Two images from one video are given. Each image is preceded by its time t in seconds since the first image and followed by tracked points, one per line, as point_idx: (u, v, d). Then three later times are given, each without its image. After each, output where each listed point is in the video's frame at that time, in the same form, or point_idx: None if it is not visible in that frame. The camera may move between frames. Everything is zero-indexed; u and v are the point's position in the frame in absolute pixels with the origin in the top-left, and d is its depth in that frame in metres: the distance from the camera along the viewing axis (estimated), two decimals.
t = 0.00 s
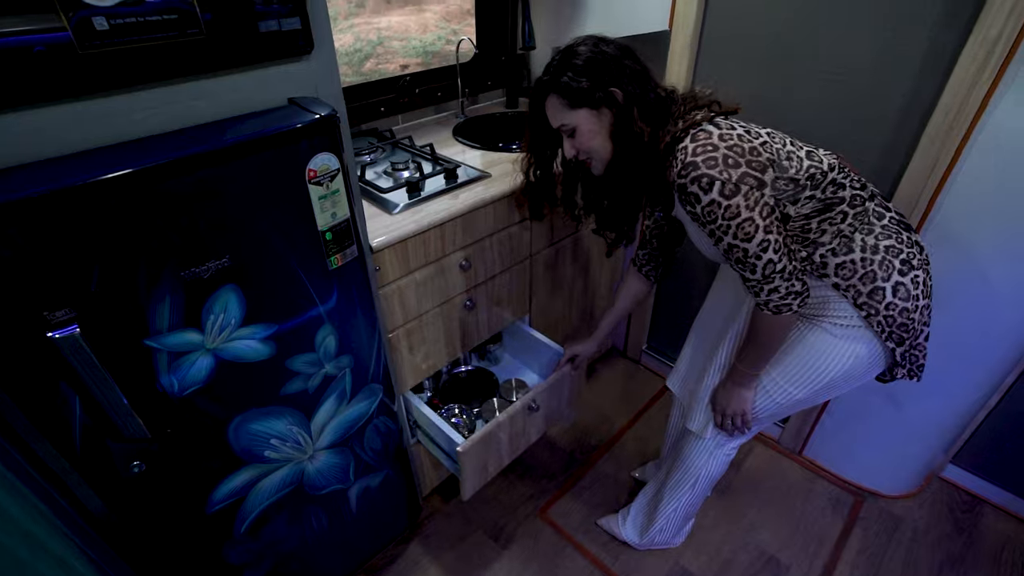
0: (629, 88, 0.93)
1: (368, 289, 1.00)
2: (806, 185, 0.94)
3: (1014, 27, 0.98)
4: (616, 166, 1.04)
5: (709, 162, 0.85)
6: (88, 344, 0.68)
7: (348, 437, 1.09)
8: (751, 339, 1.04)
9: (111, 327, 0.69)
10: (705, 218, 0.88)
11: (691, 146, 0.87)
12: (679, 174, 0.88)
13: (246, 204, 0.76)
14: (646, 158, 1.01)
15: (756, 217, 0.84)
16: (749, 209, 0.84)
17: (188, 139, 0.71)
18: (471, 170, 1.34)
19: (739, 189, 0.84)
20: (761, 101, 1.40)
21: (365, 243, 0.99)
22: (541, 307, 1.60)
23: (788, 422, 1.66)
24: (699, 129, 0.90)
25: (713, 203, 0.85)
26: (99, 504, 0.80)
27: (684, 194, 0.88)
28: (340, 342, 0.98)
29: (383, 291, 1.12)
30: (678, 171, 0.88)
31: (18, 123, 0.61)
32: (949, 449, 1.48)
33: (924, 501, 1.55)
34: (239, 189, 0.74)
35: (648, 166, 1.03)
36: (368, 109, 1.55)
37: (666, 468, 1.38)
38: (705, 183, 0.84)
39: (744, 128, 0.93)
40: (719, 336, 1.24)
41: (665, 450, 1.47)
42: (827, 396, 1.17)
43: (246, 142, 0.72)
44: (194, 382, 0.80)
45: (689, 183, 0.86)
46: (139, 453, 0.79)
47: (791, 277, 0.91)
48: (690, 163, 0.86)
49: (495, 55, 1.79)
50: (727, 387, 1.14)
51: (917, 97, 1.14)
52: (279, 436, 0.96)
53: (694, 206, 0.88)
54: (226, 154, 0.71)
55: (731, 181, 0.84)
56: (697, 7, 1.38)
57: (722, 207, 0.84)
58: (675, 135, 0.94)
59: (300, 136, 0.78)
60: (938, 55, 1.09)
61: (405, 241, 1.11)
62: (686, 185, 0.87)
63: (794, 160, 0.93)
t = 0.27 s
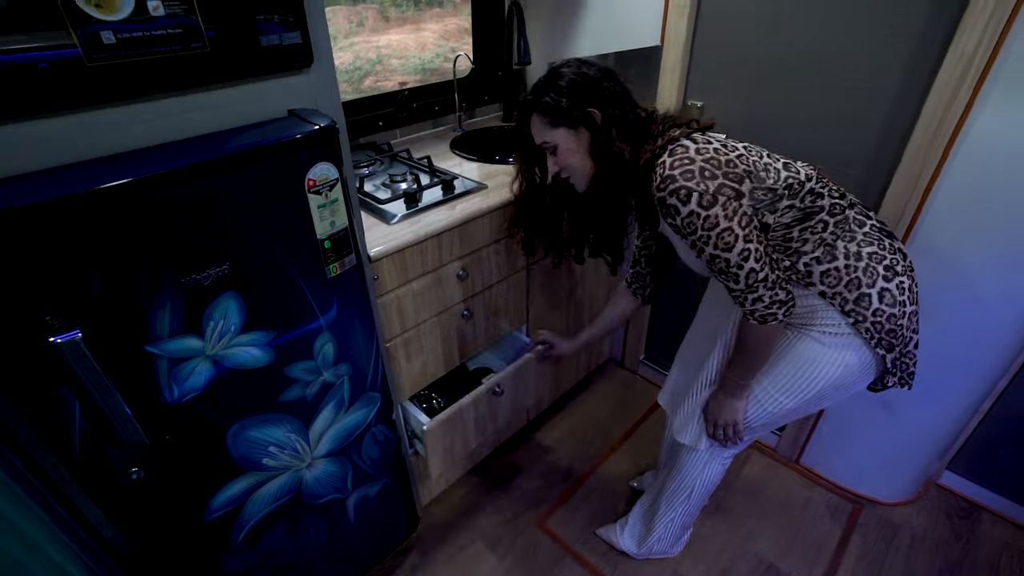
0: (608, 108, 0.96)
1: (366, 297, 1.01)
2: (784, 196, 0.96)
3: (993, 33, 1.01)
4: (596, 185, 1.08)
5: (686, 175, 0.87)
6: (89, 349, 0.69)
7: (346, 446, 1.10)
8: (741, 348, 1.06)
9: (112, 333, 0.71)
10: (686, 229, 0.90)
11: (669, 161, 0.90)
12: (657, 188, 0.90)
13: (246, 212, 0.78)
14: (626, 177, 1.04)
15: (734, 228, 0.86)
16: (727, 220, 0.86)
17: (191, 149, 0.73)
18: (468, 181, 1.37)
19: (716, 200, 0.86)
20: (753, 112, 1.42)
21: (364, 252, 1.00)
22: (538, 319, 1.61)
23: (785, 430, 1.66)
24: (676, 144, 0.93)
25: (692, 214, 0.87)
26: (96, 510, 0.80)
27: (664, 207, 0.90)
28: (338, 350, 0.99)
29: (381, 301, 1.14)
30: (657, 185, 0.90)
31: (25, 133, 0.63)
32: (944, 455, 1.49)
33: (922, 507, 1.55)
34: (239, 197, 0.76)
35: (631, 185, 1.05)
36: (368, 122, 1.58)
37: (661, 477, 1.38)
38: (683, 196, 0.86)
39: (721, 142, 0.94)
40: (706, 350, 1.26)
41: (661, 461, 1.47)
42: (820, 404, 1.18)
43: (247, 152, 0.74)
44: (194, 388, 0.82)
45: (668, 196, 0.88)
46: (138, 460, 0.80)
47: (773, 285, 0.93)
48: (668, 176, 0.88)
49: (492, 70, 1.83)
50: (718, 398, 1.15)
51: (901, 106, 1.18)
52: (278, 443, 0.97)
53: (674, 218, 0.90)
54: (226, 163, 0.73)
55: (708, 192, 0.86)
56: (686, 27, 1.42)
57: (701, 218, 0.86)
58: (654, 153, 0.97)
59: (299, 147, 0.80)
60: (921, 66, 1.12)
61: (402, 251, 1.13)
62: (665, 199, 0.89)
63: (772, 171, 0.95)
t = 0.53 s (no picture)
0: (580, 141, 1.01)
1: (366, 307, 1.04)
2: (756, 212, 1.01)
3: (964, 53, 1.06)
4: (575, 215, 1.12)
5: (659, 195, 0.91)
6: (98, 356, 0.71)
7: (345, 455, 1.11)
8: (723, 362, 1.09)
9: (121, 341, 0.73)
10: (663, 247, 0.93)
11: (643, 184, 0.94)
12: (634, 209, 0.94)
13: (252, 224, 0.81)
14: (605, 207, 1.08)
15: (710, 243, 0.90)
16: (702, 235, 0.90)
17: (200, 163, 0.76)
18: (465, 196, 1.40)
19: (690, 217, 0.90)
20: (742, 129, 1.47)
21: (364, 264, 1.03)
22: (535, 333, 1.64)
23: (780, 440, 1.68)
24: (649, 168, 0.98)
25: (669, 232, 0.90)
26: (101, 516, 0.82)
27: (641, 227, 0.94)
28: (338, 359, 1.01)
29: (380, 312, 1.17)
30: (634, 206, 0.94)
31: (42, 148, 0.66)
32: (936, 463, 1.51)
33: (916, 516, 1.56)
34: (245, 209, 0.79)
35: (609, 213, 1.09)
36: (367, 139, 1.62)
37: (653, 488, 1.40)
38: (658, 215, 0.90)
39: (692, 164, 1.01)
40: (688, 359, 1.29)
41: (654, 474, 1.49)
42: (808, 414, 1.20)
43: (254, 166, 0.78)
44: (198, 396, 0.84)
45: (644, 216, 0.92)
46: (143, 466, 0.81)
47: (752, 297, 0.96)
48: (643, 198, 0.93)
49: (488, 89, 1.89)
50: (704, 409, 1.18)
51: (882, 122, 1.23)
52: (279, 451, 0.99)
53: (653, 237, 0.93)
54: (233, 177, 0.76)
55: (682, 210, 0.90)
56: (675, 45, 1.47)
57: (677, 235, 0.90)
58: (630, 177, 1.01)
59: (303, 162, 0.83)
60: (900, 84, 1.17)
61: (401, 263, 1.15)
62: (642, 218, 0.93)
63: (741, 189, 1.01)
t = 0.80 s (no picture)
0: (566, 165, 1.03)
1: (369, 322, 1.05)
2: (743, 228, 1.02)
3: (949, 74, 1.09)
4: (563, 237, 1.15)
5: (647, 215, 0.92)
6: (105, 372, 0.72)
7: (348, 471, 1.11)
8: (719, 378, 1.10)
9: (128, 357, 0.73)
10: (653, 266, 0.94)
11: (631, 204, 0.96)
12: (623, 229, 0.95)
13: (258, 240, 0.82)
14: (592, 230, 1.11)
15: (699, 261, 0.91)
16: (691, 253, 0.91)
17: (209, 181, 0.77)
18: (465, 213, 1.42)
19: (678, 236, 0.91)
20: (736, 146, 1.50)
21: (367, 279, 1.04)
22: (534, 350, 1.65)
23: (780, 453, 1.68)
24: (636, 189, 0.99)
25: (657, 251, 0.92)
26: (103, 533, 0.82)
27: (630, 247, 0.95)
28: (341, 374, 1.02)
29: (382, 327, 1.17)
30: (622, 226, 0.95)
31: (56, 167, 0.68)
32: (937, 475, 1.51)
33: (919, 529, 1.56)
34: (252, 226, 0.80)
35: (598, 235, 1.11)
36: (368, 158, 1.65)
37: (653, 504, 1.39)
38: (647, 234, 0.91)
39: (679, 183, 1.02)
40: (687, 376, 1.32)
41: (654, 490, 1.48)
42: (804, 427, 1.21)
43: (261, 184, 0.79)
44: (202, 412, 0.84)
45: (633, 235, 0.93)
46: (145, 482, 0.81)
47: (744, 313, 0.97)
48: (631, 218, 0.94)
49: (487, 108, 1.92)
50: (701, 424, 1.18)
51: (872, 138, 1.26)
52: (281, 468, 0.98)
53: (642, 256, 0.95)
54: (241, 194, 0.77)
55: (670, 229, 0.91)
56: (671, 67, 1.51)
57: (666, 253, 0.91)
58: (620, 197, 1.03)
59: (308, 179, 0.84)
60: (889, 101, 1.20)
61: (403, 279, 1.16)
62: (630, 238, 0.94)
63: (728, 206, 1.03)
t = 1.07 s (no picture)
0: (562, 185, 1.04)
1: (369, 327, 1.03)
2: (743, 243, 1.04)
3: (946, 75, 1.10)
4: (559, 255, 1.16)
5: (648, 229, 0.92)
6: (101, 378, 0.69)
7: (348, 479, 1.09)
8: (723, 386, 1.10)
9: (125, 363, 0.71)
10: (657, 281, 0.93)
11: (631, 219, 0.96)
12: (624, 245, 0.95)
13: (259, 243, 0.80)
14: (588, 247, 1.13)
15: (704, 271, 0.91)
16: (696, 264, 0.91)
17: (209, 182, 0.76)
18: (465, 217, 1.41)
19: (681, 247, 0.91)
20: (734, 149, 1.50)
21: (368, 283, 1.03)
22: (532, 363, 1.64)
23: (782, 457, 1.67)
24: (634, 206, 0.99)
25: (662, 263, 0.91)
26: (98, 545, 0.79)
27: (633, 262, 0.95)
28: (342, 379, 1.00)
29: (383, 332, 1.16)
30: (623, 241, 0.95)
31: (52, 166, 0.66)
32: (940, 476, 1.51)
33: (923, 532, 1.55)
34: (252, 228, 0.79)
35: (593, 252, 1.14)
36: (366, 164, 1.64)
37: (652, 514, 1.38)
38: (650, 247, 0.91)
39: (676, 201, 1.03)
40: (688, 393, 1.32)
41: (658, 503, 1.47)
42: (806, 439, 1.20)
43: (262, 185, 0.78)
44: (201, 419, 0.82)
45: (635, 250, 0.93)
46: (141, 493, 0.79)
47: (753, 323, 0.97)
48: (632, 233, 0.94)
49: (484, 114, 1.92)
50: (700, 433, 1.18)
51: (870, 140, 1.27)
52: (281, 477, 0.96)
53: (645, 271, 0.94)
54: (242, 196, 0.76)
55: (672, 241, 0.91)
56: (668, 73, 1.52)
57: (671, 265, 0.90)
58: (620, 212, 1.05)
59: (309, 181, 0.83)
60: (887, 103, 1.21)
61: (403, 283, 1.15)
62: (632, 253, 0.93)
63: (728, 220, 1.06)
